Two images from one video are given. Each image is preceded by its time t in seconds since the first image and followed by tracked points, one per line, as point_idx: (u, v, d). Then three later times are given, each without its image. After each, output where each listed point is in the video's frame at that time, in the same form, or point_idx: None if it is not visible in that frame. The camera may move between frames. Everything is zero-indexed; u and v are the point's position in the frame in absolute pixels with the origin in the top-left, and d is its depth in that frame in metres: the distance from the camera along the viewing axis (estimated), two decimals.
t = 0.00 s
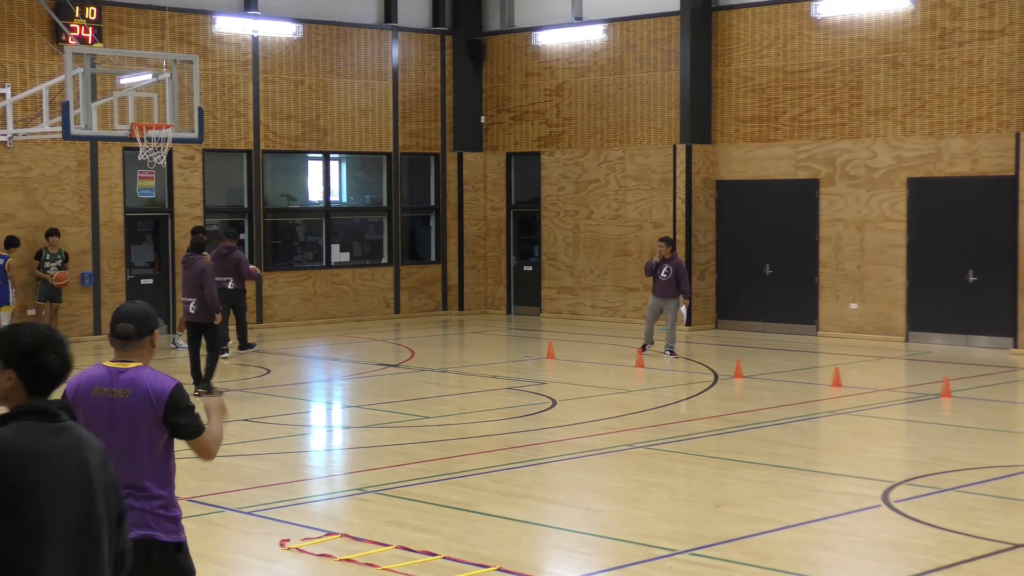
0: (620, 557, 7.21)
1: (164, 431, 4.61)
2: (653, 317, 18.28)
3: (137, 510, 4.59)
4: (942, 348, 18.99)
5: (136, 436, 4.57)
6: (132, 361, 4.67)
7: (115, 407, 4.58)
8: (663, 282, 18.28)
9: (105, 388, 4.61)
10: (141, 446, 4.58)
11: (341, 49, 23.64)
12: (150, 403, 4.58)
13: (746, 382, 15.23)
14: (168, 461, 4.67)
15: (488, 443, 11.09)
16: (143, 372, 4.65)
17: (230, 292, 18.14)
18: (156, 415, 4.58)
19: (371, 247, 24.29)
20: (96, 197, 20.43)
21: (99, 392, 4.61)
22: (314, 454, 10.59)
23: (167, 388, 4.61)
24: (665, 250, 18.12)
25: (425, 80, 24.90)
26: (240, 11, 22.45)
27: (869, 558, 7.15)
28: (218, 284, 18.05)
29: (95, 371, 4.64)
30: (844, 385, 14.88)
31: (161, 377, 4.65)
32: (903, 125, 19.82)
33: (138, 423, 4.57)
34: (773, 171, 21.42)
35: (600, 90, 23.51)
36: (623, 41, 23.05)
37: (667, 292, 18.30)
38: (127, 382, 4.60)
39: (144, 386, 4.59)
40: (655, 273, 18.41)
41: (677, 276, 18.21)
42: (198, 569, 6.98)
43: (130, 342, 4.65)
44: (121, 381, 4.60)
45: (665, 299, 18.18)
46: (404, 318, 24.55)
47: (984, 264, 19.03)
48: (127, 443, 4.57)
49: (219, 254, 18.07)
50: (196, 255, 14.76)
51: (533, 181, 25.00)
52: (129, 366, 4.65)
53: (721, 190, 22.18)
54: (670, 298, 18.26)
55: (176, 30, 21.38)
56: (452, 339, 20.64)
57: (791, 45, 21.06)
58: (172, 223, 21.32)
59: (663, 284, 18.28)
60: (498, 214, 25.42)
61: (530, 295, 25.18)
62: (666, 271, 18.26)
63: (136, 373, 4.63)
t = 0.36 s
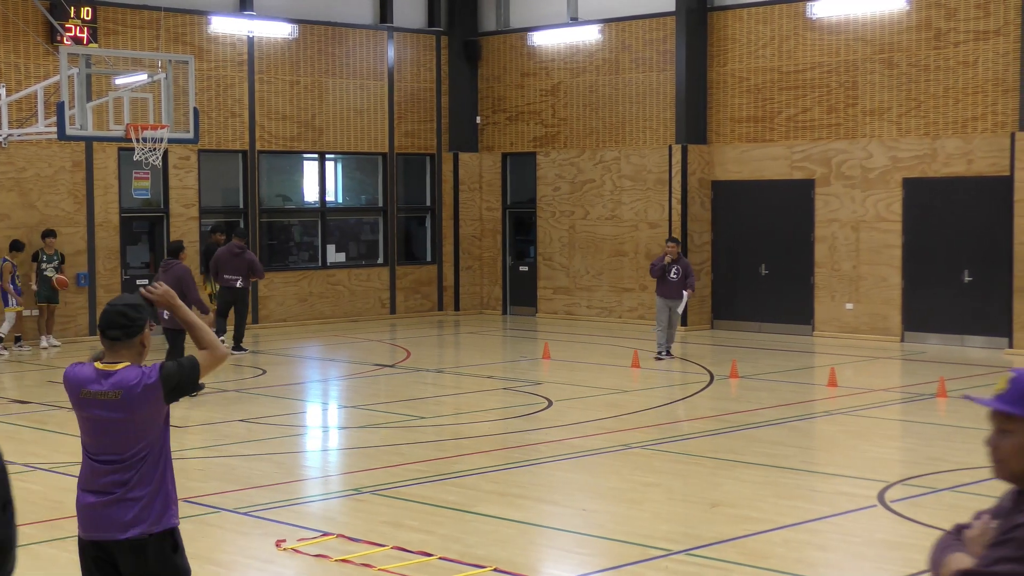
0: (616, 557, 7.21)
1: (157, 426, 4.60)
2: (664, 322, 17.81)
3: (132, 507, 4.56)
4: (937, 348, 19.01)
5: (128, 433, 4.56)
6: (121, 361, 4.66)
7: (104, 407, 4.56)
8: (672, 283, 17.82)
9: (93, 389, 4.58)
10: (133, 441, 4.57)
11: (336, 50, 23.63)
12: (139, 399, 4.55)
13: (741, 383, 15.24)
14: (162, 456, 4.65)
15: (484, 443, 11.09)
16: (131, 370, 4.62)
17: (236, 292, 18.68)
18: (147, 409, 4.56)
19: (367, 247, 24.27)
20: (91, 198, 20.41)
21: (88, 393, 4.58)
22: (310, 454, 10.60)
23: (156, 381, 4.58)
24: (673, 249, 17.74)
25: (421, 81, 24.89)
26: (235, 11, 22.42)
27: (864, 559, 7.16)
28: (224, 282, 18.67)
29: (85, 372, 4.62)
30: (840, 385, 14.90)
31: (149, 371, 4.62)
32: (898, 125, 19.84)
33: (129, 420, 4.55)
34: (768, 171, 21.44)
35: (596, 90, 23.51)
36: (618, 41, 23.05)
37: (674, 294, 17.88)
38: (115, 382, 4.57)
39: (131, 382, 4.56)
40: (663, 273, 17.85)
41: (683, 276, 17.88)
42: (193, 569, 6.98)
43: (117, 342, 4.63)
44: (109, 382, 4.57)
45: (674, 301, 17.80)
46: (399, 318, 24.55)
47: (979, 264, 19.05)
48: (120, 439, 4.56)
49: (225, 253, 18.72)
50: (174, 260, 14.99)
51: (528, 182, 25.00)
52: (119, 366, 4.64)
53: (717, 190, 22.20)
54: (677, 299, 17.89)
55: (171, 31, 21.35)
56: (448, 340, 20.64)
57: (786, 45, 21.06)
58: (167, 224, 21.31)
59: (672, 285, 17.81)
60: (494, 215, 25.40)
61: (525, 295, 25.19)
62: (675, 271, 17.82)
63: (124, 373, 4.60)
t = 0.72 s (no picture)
0: (612, 557, 7.21)
1: (152, 424, 4.59)
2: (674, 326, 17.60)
3: (126, 506, 4.55)
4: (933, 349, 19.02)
5: (121, 433, 4.54)
6: (116, 361, 4.63)
7: (99, 407, 4.54)
8: (683, 284, 17.63)
9: (88, 389, 4.56)
10: (129, 440, 4.56)
11: (333, 50, 23.62)
12: (134, 399, 4.52)
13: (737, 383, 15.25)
14: (158, 455, 4.64)
15: (480, 443, 11.07)
16: (126, 370, 4.58)
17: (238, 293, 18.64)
18: (142, 408, 4.54)
19: (363, 248, 24.25)
20: (87, 198, 20.38)
21: (83, 393, 4.57)
22: (305, 454, 10.59)
23: (150, 380, 4.54)
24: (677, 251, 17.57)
25: (416, 81, 24.88)
26: (231, 11, 22.40)
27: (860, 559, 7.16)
28: (227, 282, 18.63)
29: (81, 372, 4.60)
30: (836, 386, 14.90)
31: (143, 370, 4.57)
32: (894, 125, 19.86)
33: (124, 420, 4.53)
34: (764, 172, 21.45)
35: (591, 90, 23.52)
36: (614, 42, 23.06)
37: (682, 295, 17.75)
38: (109, 382, 4.54)
39: (125, 381, 4.54)
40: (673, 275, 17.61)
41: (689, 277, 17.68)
42: (188, 569, 6.96)
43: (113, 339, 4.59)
44: (104, 382, 4.55)
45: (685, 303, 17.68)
46: (395, 319, 24.54)
47: (975, 265, 19.07)
48: (114, 439, 4.55)
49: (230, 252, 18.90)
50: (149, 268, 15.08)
51: (523, 182, 24.99)
52: (115, 366, 4.61)
53: (713, 191, 22.22)
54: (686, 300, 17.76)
55: (167, 31, 21.34)
56: (444, 340, 20.60)
57: (781, 45, 21.09)
58: (163, 224, 21.29)
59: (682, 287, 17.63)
60: (490, 215, 25.38)
61: (521, 295, 25.19)
62: (683, 274, 17.60)
63: (119, 373, 4.57)
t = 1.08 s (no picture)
0: (611, 558, 7.21)
1: (152, 424, 4.59)
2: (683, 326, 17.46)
3: (127, 507, 4.55)
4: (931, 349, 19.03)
5: (122, 434, 4.54)
6: (115, 363, 4.62)
7: (99, 409, 4.53)
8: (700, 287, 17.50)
9: (87, 391, 4.55)
10: (130, 441, 4.56)
11: (331, 50, 23.63)
12: (134, 400, 4.53)
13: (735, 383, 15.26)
14: (157, 455, 4.65)
15: (478, 444, 11.07)
16: (126, 371, 4.59)
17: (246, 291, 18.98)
18: (143, 408, 4.54)
19: (361, 248, 24.26)
20: (85, 199, 20.37)
21: (82, 395, 4.55)
22: (303, 455, 10.60)
23: (151, 381, 4.55)
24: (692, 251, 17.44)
25: (414, 81, 24.87)
26: (229, 11, 22.38)
27: (858, 559, 7.17)
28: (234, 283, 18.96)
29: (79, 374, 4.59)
30: (834, 386, 14.91)
31: (143, 370, 4.59)
32: (892, 126, 19.87)
33: (125, 421, 4.53)
34: (762, 172, 21.45)
35: (589, 91, 23.53)
36: (612, 42, 23.07)
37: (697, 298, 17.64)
38: (109, 384, 4.54)
39: (126, 382, 4.54)
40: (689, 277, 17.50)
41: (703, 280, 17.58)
42: (187, 570, 6.96)
43: (113, 338, 4.59)
44: (104, 384, 4.54)
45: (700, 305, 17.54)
46: (394, 319, 24.54)
47: (973, 265, 19.08)
48: (115, 440, 4.54)
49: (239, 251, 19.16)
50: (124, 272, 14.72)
51: (521, 182, 25.00)
52: (114, 367, 4.60)
53: (711, 191, 22.22)
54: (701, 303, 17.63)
55: (165, 31, 21.33)
56: (442, 340, 20.59)
57: (779, 46, 21.09)
58: (161, 224, 21.29)
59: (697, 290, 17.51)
60: (488, 215, 25.38)
61: (519, 296, 25.19)
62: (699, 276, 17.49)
63: (119, 375, 4.57)
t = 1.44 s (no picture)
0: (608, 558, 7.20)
1: (151, 426, 4.60)
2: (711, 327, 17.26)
3: (125, 509, 4.55)
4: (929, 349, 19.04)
5: (122, 435, 4.53)
6: (113, 364, 4.61)
7: (98, 411, 4.51)
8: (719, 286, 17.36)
9: (86, 393, 4.53)
10: (129, 442, 4.55)
11: (329, 51, 23.62)
12: (135, 401, 4.52)
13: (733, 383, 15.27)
14: (155, 456, 4.65)
15: (475, 444, 11.07)
16: (125, 373, 4.57)
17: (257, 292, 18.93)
18: (143, 409, 4.54)
19: (359, 249, 24.26)
20: (83, 200, 20.35)
21: (81, 397, 4.53)
22: (302, 455, 10.60)
23: (152, 382, 4.55)
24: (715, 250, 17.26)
25: (412, 81, 24.86)
26: (227, 12, 22.36)
27: (856, 559, 7.17)
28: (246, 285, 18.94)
29: (77, 375, 4.56)
30: (832, 386, 14.91)
31: (143, 372, 4.58)
32: (889, 126, 19.88)
33: (125, 423, 4.52)
34: (760, 173, 21.47)
35: (586, 91, 23.53)
36: (610, 43, 23.07)
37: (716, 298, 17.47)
38: (109, 385, 4.53)
39: (126, 384, 4.53)
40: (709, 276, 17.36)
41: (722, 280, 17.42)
42: (184, 570, 6.96)
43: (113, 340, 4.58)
44: (103, 385, 4.53)
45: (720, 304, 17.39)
46: (391, 319, 24.54)
47: (970, 265, 19.09)
48: (114, 441, 4.54)
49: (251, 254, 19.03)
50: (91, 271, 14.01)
51: (519, 183, 25.02)
52: (113, 369, 4.59)
53: (709, 191, 22.23)
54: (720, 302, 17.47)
55: (163, 32, 21.32)
56: (440, 341, 20.58)
57: (776, 46, 21.11)
58: (158, 225, 21.28)
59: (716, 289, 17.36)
60: (486, 216, 25.39)
61: (517, 296, 25.18)
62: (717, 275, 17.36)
63: (119, 376, 4.56)
